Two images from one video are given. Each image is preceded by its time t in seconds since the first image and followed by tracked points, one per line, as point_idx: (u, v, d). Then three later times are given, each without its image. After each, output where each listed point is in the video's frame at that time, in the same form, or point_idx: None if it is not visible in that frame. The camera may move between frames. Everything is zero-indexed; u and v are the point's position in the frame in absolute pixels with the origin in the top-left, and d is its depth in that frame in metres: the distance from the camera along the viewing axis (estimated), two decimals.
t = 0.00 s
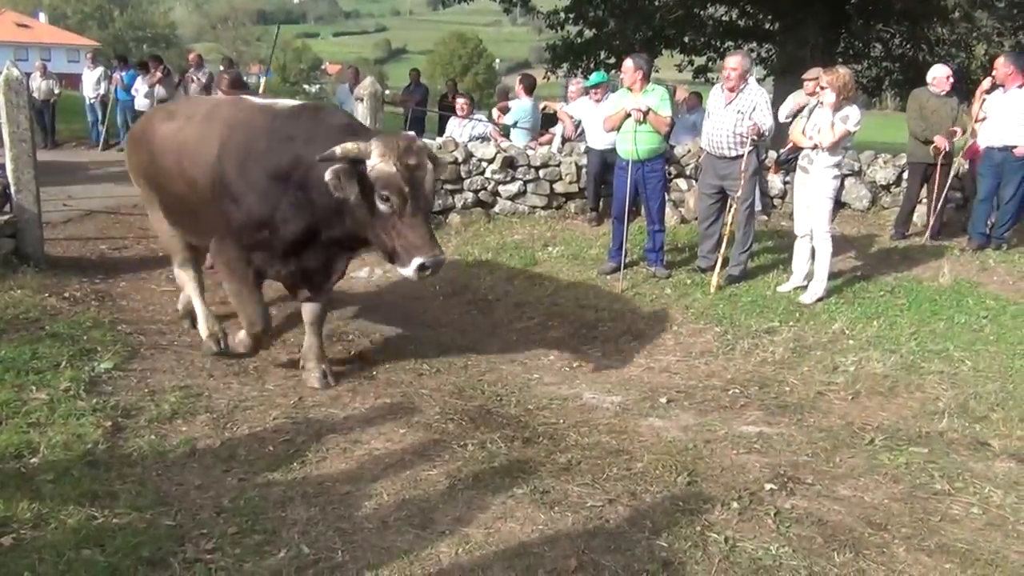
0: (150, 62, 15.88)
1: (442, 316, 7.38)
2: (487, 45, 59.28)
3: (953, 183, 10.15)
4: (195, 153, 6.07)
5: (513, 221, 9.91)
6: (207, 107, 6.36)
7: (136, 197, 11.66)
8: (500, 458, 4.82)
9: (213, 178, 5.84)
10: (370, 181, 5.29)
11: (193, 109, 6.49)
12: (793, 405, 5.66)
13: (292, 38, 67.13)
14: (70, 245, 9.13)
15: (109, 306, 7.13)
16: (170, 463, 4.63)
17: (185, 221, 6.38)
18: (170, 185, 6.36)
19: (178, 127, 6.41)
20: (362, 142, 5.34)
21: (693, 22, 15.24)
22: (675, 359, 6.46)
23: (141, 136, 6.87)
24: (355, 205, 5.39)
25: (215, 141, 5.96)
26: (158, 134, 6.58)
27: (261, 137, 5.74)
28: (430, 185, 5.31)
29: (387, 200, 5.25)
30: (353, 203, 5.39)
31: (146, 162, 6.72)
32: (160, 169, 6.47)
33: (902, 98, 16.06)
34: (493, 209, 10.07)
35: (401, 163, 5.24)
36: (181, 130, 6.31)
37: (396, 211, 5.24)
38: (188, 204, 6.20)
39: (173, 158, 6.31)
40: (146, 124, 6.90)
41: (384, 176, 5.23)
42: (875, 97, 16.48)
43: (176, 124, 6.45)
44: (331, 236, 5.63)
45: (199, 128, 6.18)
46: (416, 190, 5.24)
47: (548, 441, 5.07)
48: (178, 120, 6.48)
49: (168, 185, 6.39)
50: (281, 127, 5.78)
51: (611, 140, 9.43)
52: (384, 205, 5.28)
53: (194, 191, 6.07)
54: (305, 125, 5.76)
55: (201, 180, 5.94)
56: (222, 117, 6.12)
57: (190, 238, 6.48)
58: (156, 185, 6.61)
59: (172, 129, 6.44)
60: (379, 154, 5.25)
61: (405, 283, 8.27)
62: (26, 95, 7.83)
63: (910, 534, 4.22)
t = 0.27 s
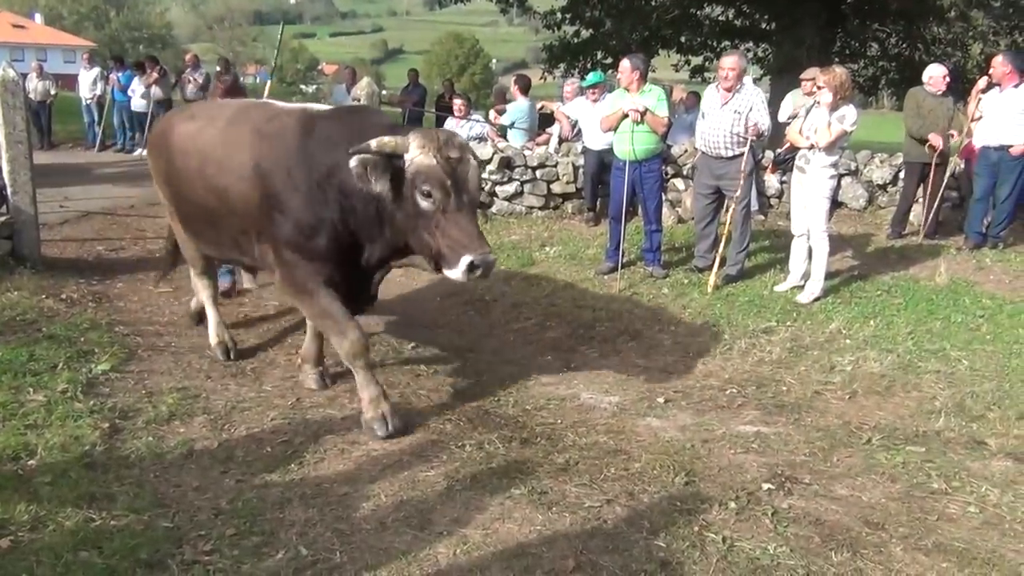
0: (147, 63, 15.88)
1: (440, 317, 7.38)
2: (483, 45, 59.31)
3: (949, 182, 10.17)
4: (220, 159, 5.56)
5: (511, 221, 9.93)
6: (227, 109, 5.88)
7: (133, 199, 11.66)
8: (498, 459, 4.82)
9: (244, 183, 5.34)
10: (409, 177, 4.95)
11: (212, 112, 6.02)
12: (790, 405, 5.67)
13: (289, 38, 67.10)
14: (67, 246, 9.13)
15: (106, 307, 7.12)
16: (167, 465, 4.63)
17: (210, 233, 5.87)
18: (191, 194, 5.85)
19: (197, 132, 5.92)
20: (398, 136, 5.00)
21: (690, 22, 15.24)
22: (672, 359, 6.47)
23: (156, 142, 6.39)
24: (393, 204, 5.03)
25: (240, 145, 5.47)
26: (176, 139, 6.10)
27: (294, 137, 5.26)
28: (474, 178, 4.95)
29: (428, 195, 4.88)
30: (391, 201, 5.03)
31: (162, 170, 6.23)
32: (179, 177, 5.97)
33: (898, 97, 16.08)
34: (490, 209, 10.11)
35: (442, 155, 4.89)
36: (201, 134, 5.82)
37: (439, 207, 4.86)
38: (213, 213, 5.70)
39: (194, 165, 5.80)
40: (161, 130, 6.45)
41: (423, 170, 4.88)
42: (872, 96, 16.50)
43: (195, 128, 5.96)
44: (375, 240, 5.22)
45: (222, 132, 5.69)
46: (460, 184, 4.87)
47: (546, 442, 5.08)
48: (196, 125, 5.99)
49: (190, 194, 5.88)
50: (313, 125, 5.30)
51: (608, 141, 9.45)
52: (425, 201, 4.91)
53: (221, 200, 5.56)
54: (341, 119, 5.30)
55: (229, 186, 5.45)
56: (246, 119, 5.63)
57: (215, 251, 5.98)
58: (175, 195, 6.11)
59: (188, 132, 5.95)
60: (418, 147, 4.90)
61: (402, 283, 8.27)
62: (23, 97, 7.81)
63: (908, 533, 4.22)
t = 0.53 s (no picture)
0: (145, 64, 15.87)
1: (438, 318, 7.38)
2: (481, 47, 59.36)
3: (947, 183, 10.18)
4: (247, 159, 5.41)
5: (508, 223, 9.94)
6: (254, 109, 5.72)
7: (131, 200, 11.66)
8: (497, 461, 4.82)
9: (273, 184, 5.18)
10: (461, 185, 4.82)
11: (237, 112, 5.86)
12: (788, 407, 5.67)
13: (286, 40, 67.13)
14: (65, 247, 9.12)
15: (104, 309, 7.12)
16: (166, 467, 4.63)
17: (231, 237, 5.72)
18: (213, 196, 5.69)
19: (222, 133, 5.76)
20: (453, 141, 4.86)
21: (688, 23, 15.25)
22: (670, 360, 6.47)
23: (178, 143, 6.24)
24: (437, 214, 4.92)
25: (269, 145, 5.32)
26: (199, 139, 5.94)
27: (330, 136, 5.11)
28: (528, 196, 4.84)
29: (477, 208, 4.77)
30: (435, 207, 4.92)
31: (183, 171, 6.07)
32: (201, 179, 5.81)
33: (895, 99, 16.10)
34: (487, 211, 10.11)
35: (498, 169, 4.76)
36: (227, 134, 5.68)
37: (490, 221, 4.74)
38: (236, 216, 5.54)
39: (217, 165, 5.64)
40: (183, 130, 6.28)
41: (477, 180, 4.76)
42: (870, 98, 16.51)
43: (220, 128, 5.80)
44: (408, 249, 5.10)
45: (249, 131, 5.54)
46: (514, 201, 4.75)
47: (544, 443, 5.08)
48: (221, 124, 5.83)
49: (212, 196, 5.73)
50: (351, 126, 5.16)
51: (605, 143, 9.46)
52: (476, 214, 4.78)
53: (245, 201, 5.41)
54: (378, 120, 5.15)
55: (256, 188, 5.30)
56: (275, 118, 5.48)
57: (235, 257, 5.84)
58: (195, 197, 5.95)
59: (210, 134, 5.82)
60: (474, 157, 4.77)
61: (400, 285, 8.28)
62: (21, 98, 7.80)
63: (906, 534, 4.23)
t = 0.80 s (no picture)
0: (142, 69, 15.87)
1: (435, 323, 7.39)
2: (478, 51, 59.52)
3: (943, 189, 10.22)
4: (291, 173, 5.00)
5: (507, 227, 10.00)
6: (296, 119, 5.33)
7: (128, 205, 11.65)
8: (494, 466, 4.82)
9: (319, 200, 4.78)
10: (558, 197, 4.37)
11: (277, 123, 5.47)
12: (785, 412, 5.68)
13: (284, 44, 67.25)
14: (62, 252, 9.12)
15: (101, 314, 7.11)
16: (163, 472, 4.62)
17: (272, 257, 5.32)
18: (252, 213, 5.29)
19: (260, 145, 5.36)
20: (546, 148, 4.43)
21: (685, 28, 15.27)
22: (668, 364, 6.48)
23: (212, 156, 5.85)
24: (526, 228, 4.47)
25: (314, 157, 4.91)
26: (236, 152, 5.55)
27: (383, 146, 4.69)
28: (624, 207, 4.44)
29: (578, 222, 4.32)
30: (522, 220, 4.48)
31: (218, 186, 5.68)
32: (239, 194, 5.41)
33: (892, 104, 16.14)
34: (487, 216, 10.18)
35: (597, 177, 4.37)
36: (268, 152, 5.26)
37: (591, 235, 4.31)
38: (278, 234, 5.14)
39: (256, 180, 5.25)
40: (217, 141, 5.89)
41: (579, 192, 4.31)
42: (866, 102, 16.54)
43: (259, 141, 5.41)
44: (481, 267, 4.67)
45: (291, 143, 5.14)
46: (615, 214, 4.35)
47: (540, 448, 5.07)
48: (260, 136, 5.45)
49: (250, 213, 5.32)
50: (414, 135, 4.71)
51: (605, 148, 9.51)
52: (575, 227, 4.34)
53: (288, 217, 5.01)
54: (442, 128, 4.72)
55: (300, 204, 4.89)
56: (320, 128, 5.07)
57: (277, 277, 5.43)
58: (232, 215, 5.55)
59: (250, 153, 5.40)
60: (572, 165, 4.36)
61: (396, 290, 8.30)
62: (18, 103, 7.78)
63: (902, 539, 4.23)
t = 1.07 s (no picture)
0: (140, 76, 15.88)
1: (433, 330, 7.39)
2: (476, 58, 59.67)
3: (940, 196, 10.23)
4: (348, 188, 4.57)
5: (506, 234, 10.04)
6: (348, 120, 4.87)
7: (126, 212, 11.65)
8: (492, 473, 4.82)
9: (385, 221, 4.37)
10: (671, 215, 4.01)
11: (325, 123, 5.00)
12: (783, 418, 5.68)
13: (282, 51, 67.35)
14: (60, 258, 9.11)
15: (98, 321, 7.11)
16: (159, 480, 4.62)
17: (331, 274, 4.89)
18: (305, 229, 4.87)
19: (308, 150, 4.90)
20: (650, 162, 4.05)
21: (682, 36, 15.32)
22: (666, 371, 6.48)
23: (249, 158, 5.37)
24: (633, 248, 4.09)
25: (376, 171, 4.48)
26: (279, 157, 5.08)
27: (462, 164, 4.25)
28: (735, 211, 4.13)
29: (697, 238, 3.96)
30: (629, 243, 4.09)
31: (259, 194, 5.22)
32: (288, 206, 4.97)
33: (889, 111, 16.17)
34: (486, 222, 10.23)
35: (705, 181, 4.06)
36: (325, 158, 4.76)
37: (713, 250, 3.97)
38: (337, 253, 4.73)
39: (308, 192, 4.80)
40: (254, 142, 5.40)
41: (694, 206, 3.98)
42: (863, 109, 16.56)
43: (307, 145, 4.93)
44: (574, 291, 4.32)
45: (346, 153, 4.68)
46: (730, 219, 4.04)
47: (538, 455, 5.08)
48: (306, 140, 4.97)
49: (303, 228, 4.89)
50: (495, 151, 4.26)
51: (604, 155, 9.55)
52: (694, 244, 3.98)
53: (348, 237, 4.60)
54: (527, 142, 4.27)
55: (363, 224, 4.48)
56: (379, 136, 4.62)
57: (333, 296, 5.04)
58: (280, 228, 5.12)
59: (303, 158, 4.89)
60: (681, 174, 4.02)
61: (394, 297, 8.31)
62: (15, 110, 7.78)
63: (900, 546, 4.23)
